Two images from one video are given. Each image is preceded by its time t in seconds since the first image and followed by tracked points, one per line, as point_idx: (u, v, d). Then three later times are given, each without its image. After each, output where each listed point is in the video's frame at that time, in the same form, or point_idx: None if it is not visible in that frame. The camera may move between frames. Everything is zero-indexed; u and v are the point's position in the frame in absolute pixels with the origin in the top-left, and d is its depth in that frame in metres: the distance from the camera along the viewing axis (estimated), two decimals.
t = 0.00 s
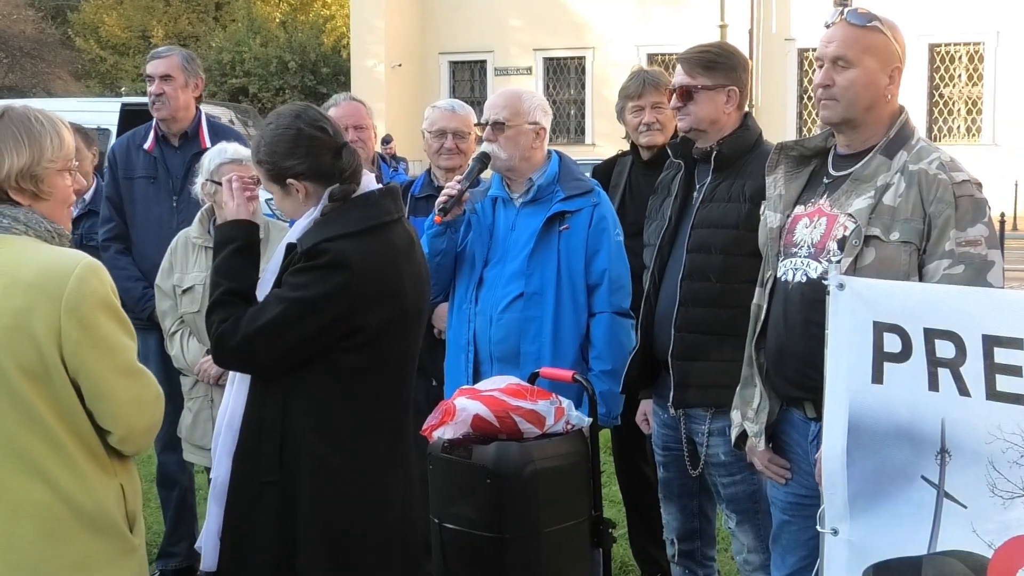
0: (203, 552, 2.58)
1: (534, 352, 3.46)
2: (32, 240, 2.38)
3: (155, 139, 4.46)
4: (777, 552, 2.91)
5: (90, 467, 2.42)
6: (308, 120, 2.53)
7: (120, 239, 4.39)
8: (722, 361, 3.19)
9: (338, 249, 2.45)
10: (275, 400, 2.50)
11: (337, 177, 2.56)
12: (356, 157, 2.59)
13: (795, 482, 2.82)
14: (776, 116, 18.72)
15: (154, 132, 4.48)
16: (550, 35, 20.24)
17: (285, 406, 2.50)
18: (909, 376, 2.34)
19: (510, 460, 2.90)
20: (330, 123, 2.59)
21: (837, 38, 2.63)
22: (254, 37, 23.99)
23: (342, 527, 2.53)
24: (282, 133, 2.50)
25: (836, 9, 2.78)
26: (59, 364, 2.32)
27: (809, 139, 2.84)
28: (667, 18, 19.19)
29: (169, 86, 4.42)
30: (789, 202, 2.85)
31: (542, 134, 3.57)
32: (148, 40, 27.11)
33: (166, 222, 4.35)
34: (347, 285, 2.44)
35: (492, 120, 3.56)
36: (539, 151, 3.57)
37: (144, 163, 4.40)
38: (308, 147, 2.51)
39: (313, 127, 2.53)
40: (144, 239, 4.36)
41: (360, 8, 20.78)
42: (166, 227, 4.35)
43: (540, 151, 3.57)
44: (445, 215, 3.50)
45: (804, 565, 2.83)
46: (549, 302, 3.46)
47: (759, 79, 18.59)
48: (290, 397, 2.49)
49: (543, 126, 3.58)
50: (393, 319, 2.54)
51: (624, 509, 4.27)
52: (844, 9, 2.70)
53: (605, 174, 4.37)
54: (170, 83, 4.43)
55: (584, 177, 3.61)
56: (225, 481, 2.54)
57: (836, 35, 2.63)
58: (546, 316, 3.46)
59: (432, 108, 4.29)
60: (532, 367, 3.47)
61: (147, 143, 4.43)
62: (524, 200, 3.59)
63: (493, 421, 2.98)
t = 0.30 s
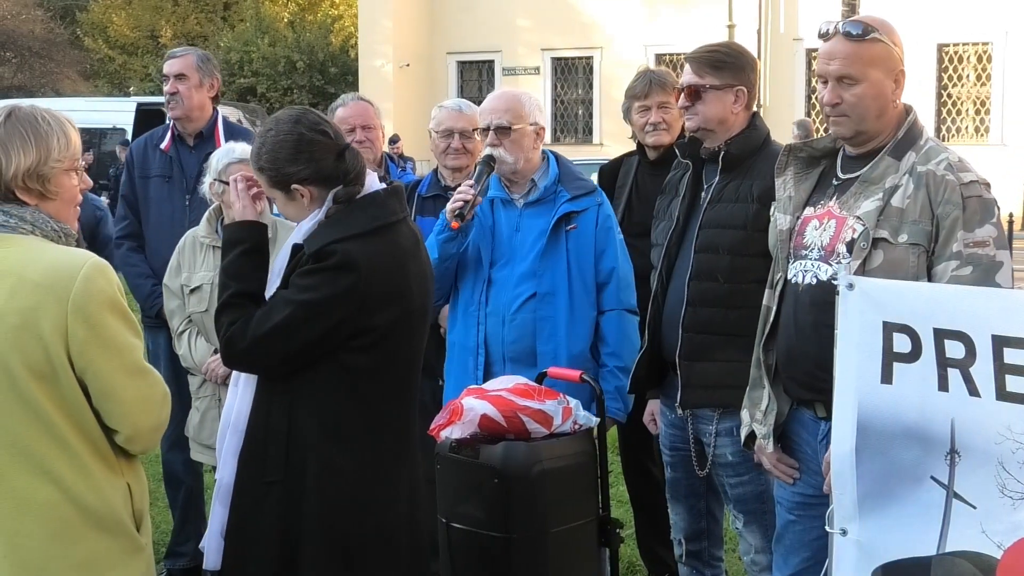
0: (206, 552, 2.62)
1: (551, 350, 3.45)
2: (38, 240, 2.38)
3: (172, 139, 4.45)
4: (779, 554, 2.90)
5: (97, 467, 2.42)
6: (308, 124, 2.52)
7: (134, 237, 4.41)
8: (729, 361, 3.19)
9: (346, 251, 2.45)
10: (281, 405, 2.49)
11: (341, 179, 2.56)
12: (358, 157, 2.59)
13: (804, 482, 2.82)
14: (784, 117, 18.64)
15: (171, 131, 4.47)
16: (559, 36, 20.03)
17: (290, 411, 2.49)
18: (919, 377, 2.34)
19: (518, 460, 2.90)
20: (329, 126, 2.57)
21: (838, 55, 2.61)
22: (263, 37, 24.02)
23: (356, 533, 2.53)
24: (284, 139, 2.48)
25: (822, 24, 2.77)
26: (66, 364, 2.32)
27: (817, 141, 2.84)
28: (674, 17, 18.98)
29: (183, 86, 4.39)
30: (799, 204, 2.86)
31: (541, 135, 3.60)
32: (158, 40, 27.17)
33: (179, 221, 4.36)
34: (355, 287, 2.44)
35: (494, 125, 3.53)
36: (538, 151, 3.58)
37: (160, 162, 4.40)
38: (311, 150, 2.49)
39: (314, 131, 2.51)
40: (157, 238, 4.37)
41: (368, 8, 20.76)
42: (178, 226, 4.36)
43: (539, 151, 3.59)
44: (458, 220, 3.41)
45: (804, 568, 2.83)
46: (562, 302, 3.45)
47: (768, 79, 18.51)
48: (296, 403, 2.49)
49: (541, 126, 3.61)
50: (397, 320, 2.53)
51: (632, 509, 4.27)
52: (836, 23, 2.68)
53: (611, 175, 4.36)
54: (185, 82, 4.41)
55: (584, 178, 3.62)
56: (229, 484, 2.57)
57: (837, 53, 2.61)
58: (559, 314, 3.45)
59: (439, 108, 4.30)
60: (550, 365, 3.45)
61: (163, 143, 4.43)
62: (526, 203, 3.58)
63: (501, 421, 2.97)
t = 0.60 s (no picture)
0: (217, 553, 2.62)
1: (574, 348, 3.44)
2: (44, 239, 2.37)
3: (187, 136, 4.45)
4: (797, 552, 2.89)
5: (104, 466, 2.42)
6: (319, 126, 2.51)
7: (147, 235, 4.41)
8: (737, 361, 3.18)
9: (360, 252, 2.45)
10: (293, 406, 2.50)
11: (350, 181, 2.55)
12: (368, 160, 2.58)
13: (813, 481, 2.83)
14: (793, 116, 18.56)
15: (187, 129, 4.48)
16: (568, 34, 19.88)
17: (302, 412, 2.50)
18: (928, 377, 2.33)
19: (526, 459, 2.91)
20: (340, 128, 2.57)
21: (846, 56, 2.60)
22: (272, 37, 24.05)
23: (368, 533, 2.53)
24: (294, 140, 2.48)
25: (829, 23, 2.76)
26: (74, 363, 2.32)
27: (823, 138, 2.83)
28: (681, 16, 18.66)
29: (198, 84, 4.42)
30: (804, 202, 2.85)
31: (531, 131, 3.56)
32: (165, 38, 27.20)
33: (193, 219, 4.36)
34: (368, 289, 2.45)
35: (497, 128, 3.44)
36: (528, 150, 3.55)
37: (174, 160, 4.41)
38: (320, 153, 2.49)
39: (324, 133, 2.50)
40: (169, 236, 4.36)
41: (376, 6, 20.74)
42: (190, 224, 4.36)
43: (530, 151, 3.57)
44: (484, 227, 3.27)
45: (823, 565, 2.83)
46: (578, 297, 3.44)
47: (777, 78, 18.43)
48: (308, 404, 2.49)
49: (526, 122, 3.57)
50: (410, 318, 2.53)
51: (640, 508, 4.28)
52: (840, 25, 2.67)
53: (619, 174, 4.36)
54: (199, 80, 4.43)
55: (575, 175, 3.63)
56: (240, 485, 2.57)
57: (845, 53, 2.59)
58: (578, 312, 3.44)
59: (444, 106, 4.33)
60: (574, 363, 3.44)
61: (179, 141, 4.44)
62: (524, 204, 3.53)
63: (509, 420, 2.96)
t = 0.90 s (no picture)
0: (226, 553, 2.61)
1: (594, 343, 3.45)
2: (51, 238, 2.37)
3: (195, 137, 4.47)
4: (803, 549, 2.91)
5: (112, 465, 2.42)
6: (326, 131, 2.51)
7: (156, 235, 4.41)
8: (742, 361, 3.18)
9: (372, 250, 2.45)
10: (302, 404, 2.50)
11: (357, 185, 2.56)
12: (374, 163, 2.59)
13: (819, 479, 2.82)
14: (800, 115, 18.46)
15: (194, 130, 4.49)
16: (576, 33, 19.73)
17: (311, 410, 2.50)
18: (934, 376, 2.33)
19: (533, 459, 2.91)
20: (346, 131, 2.57)
21: (847, 57, 2.59)
22: (279, 36, 24.06)
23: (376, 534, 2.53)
24: (302, 147, 2.48)
25: (830, 24, 2.76)
26: (82, 362, 2.32)
27: (825, 137, 2.83)
28: (687, 16, 18.64)
29: (221, 85, 4.45)
30: (806, 202, 2.84)
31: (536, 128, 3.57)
32: (172, 37, 27.23)
33: (202, 219, 4.36)
34: (381, 287, 2.45)
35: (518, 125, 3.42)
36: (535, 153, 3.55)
37: (183, 160, 4.41)
38: (329, 160, 2.49)
39: (331, 138, 2.51)
40: (179, 235, 4.37)
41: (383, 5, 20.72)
42: (200, 223, 4.37)
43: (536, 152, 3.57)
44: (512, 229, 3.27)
45: (829, 564, 2.83)
46: (592, 293, 3.45)
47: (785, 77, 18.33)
48: (317, 403, 2.50)
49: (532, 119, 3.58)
50: (417, 317, 2.53)
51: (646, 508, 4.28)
52: (841, 25, 2.67)
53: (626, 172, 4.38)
54: (222, 82, 4.46)
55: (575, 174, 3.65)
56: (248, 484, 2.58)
57: (846, 55, 2.59)
58: (594, 306, 3.45)
59: (451, 105, 4.33)
60: (594, 358, 3.45)
61: (187, 141, 4.44)
62: (534, 203, 3.52)
63: (516, 420, 2.97)
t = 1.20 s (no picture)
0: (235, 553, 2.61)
1: (600, 344, 3.43)
2: (63, 237, 2.37)
3: (203, 136, 4.47)
4: (809, 548, 2.89)
5: (122, 464, 2.42)
6: (336, 135, 2.50)
7: (165, 235, 4.41)
8: (747, 360, 3.18)
9: (382, 251, 2.45)
10: (310, 403, 2.50)
11: (363, 190, 2.55)
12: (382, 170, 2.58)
13: (824, 477, 2.81)
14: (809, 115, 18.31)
15: (202, 129, 4.49)
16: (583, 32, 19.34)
17: (320, 409, 2.50)
18: (942, 376, 2.33)
19: (539, 458, 2.91)
20: (359, 135, 2.55)
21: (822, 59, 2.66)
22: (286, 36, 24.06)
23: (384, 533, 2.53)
24: (311, 150, 2.49)
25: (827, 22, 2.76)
26: (94, 361, 2.32)
27: (831, 138, 2.82)
28: (695, 16, 18.18)
29: (241, 84, 4.47)
30: (814, 201, 2.84)
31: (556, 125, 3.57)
32: (179, 36, 27.22)
33: (210, 218, 4.37)
34: (391, 287, 2.45)
35: (537, 120, 3.43)
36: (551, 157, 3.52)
37: (191, 160, 4.42)
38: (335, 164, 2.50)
39: (341, 143, 2.50)
40: (187, 233, 4.36)
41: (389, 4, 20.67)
42: (209, 224, 4.37)
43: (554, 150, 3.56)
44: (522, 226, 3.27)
45: (833, 563, 2.82)
46: (601, 294, 3.45)
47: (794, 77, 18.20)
48: (325, 402, 2.50)
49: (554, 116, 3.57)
50: (421, 318, 2.52)
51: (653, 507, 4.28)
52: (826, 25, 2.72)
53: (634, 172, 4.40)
54: (240, 81, 4.49)
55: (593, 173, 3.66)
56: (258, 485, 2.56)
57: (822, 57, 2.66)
58: (601, 306, 3.44)
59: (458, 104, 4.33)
60: (599, 359, 3.43)
61: (194, 141, 4.44)
62: (546, 200, 3.53)
63: (522, 419, 2.97)
